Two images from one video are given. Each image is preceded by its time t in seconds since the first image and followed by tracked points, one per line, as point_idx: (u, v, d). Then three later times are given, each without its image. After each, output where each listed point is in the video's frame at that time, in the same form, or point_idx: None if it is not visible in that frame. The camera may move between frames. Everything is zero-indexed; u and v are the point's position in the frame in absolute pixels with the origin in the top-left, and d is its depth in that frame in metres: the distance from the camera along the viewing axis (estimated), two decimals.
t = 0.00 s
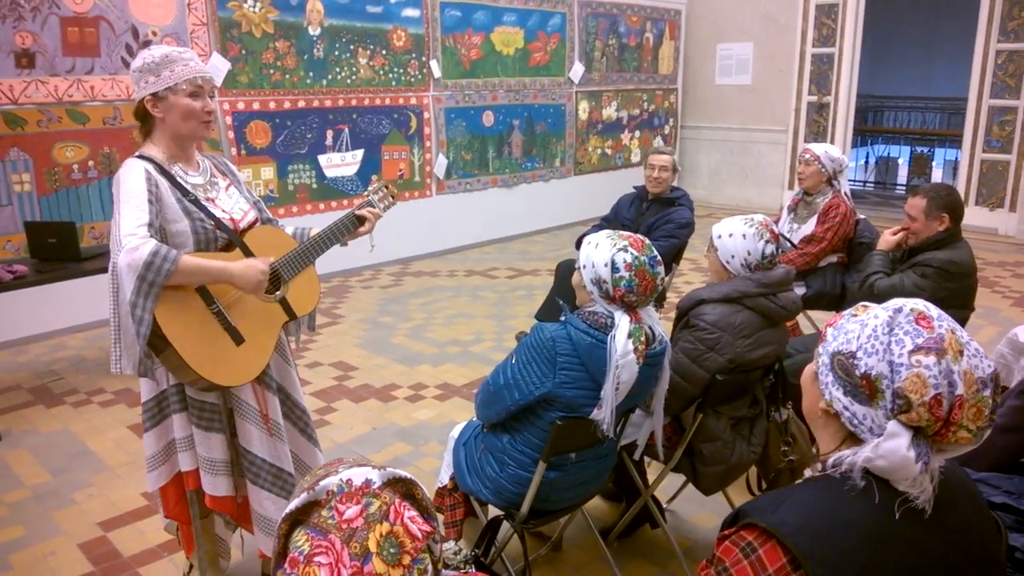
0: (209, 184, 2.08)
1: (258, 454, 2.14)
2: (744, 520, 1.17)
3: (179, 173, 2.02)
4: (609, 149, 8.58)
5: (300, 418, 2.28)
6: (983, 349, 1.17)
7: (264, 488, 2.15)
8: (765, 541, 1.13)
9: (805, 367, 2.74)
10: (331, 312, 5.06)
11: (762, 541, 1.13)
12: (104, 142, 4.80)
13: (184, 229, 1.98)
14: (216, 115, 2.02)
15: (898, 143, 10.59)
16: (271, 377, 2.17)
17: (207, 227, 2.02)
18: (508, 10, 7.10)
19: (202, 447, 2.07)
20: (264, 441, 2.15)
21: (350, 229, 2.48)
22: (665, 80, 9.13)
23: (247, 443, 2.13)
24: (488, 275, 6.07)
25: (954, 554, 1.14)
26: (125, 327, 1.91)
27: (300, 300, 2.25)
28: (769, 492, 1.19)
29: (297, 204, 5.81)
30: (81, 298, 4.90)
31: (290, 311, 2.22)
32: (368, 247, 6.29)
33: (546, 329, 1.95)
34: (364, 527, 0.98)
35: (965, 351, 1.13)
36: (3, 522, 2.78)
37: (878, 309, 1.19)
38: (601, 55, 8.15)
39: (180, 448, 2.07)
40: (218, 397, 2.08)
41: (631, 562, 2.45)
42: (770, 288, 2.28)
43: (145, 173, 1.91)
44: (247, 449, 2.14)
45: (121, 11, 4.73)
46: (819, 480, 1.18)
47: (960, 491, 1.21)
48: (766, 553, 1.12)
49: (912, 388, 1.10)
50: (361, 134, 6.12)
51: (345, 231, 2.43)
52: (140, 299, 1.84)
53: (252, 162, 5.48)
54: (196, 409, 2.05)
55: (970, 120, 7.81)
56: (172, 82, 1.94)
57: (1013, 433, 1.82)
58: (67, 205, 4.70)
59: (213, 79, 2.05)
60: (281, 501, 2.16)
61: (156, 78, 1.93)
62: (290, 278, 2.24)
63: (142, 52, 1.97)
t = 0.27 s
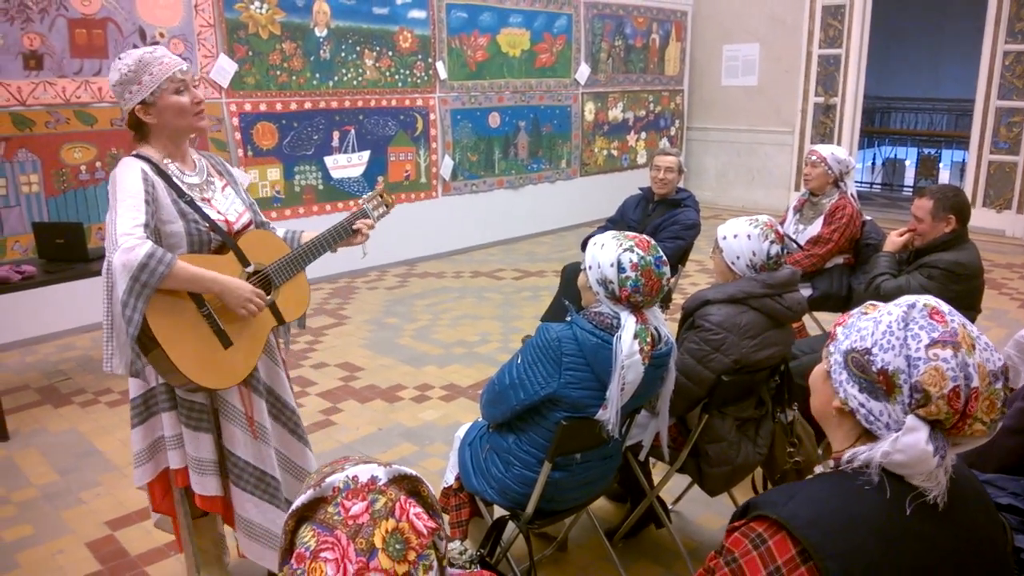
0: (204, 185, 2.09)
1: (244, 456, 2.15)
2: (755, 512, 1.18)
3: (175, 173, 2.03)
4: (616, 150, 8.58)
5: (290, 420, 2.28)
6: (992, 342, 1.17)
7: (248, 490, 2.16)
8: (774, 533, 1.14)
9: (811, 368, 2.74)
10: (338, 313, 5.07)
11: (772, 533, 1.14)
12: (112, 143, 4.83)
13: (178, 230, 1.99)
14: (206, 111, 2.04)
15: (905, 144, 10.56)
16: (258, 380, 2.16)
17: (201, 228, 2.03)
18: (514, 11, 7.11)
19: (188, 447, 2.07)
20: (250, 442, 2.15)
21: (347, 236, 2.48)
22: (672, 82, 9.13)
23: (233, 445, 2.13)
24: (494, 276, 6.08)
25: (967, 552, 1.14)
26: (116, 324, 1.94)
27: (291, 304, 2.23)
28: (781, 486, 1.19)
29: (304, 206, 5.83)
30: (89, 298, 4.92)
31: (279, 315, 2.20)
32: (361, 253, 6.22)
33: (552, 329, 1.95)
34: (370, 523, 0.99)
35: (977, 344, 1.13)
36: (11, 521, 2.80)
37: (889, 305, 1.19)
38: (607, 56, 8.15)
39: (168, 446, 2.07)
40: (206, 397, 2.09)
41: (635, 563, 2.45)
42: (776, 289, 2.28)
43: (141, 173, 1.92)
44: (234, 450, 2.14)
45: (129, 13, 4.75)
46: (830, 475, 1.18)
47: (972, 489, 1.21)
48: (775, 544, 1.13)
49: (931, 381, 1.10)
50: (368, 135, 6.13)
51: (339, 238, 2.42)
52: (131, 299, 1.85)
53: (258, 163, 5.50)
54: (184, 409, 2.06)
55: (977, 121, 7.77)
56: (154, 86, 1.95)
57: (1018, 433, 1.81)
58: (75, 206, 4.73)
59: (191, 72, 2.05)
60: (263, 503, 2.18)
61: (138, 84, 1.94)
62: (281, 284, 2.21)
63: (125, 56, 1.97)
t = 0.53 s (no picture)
0: (205, 184, 2.10)
1: (239, 450, 2.16)
2: (770, 511, 1.18)
3: (177, 171, 2.04)
4: (629, 150, 8.57)
5: (286, 416, 2.28)
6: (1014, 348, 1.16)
7: (241, 483, 2.17)
8: (790, 532, 1.14)
9: (825, 371, 2.72)
10: (351, 310, 5.09)
11: (787, 532, 1.14)
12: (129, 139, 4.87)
13: (181, 230, 2.01)
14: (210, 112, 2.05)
15: (922, 147, 10.48)
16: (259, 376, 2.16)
17: (203, 228, 2.04)
18: (529, 10, 7.11)
19: (181, 442, 2.09)
20: (245, 437, 2.16)
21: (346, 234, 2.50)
22: (686, 82, 9.10)
23: (228, 438, 2.15)
24: (506, 275, 6.08)
25: (983, 555, 1.14)
26: (116, 324, 1.89)
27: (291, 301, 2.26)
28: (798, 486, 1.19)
29: (318, 203, 5.86)
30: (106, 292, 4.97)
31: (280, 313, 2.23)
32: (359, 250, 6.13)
33: (566, 328, 1.95)
34: (387, 518, 1.00)
35: (998, 351, 1.12)
36: (27, 512, 2.83)
37: (909, 310, 1.17)
38: (622, 56, 8.14)
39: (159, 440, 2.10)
40: (202, 393, 2.10)
41: (646, 563, 2.44)
42: (791, 290, 2.27)
43: (144, 173, 1.93)
44: (228, 444, 2.15)
45: (146, 9, 4.79)
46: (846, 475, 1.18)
47: (990, 494, 1.20)
48: (790, 544, 1.13)
49: (950, 389, 1.09)
50: (382, 133, 6.15)
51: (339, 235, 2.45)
52: (135, 300, 1.85)
53: (273, 161, 5.53)
54: (178, 404, 2.07)
55: (995, 124, 7.70)
56: (162, 84, 1.95)
57: None
58: (91, 200, 4.77)
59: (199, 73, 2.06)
60: (259, 496, 2.19)
61: (146, 81, 1.95)
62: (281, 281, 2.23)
63: (130, 53, 1.97)
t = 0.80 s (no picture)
0: (222, 179, 2.12)
1: (258, 440, 2.16)
2: (794, 516, 1.16)
3: (194, 168, 2.06)
4: (653, 150, 8.53)
5: (300, 408, 2.33)
6: None
7: (261, 473, 2.17)
8: (815, 538, 1.12)
9: (851, 373, 2.69)
10: (374, 307, 5.12)
11: (812, 538, 1.12)
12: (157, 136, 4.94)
13: (201, 225, 2.03)
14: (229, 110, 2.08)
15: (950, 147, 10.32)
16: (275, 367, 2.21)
17: (222, 223, 2.06)
18: (553, 9, 7.10)
19: (203, 434, 2.10)
20: (264, 427, 2.17)
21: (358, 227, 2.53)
22: (710, 81, 9.04)
23: (249, 429, 2.16)
24: (528, 273, 6.08)
25: (1009, 559, 1.13)
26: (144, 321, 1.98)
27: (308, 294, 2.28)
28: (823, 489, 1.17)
29: (342, 200, 5.90)
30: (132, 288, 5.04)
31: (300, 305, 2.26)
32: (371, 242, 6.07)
33: (589, 328, 1.94)
34: (414, 515, 1.00)
35: None
36: (54, 504, 2.88)
37: (937, 319, 1.13)
38: (646, 55, 8.10)
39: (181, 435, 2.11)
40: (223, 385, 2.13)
41: (668, 564, 2.43)
42: (816, 292, 2.24)
43: (163, 169, 1.95)
44: (248, 435, 2.17)
45: (175, 7, 4.85)
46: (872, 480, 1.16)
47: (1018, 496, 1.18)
48: (816, 549, 1.11)
49: (981, 404, 1.06)
50: (406, 132, 6.17)
51: (353, 228, 2.46)
52: (161, 295, 1.90)
53: (298, 158, 5.58)
54: (201, 397, 2.09)
55: None
56: (185, 79, 1.98)
57: None
58: (119, 196, 4.84)
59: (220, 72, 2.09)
60: (276, 484, 2.19)
61: (168, 75, 1.97)
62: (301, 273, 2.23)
63: (151, 50, 2.00)
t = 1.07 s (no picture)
0: (238, 175, 2.14)
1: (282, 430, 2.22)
2: (810, 526, 1.16)
3: (211, 164, 2.07)
4: (669, 149, 8.50)
5: (313, 399, 2.38)
6: None
7: (284, 462, 2.23)
8: (831, 549, 1.12)
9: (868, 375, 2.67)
10: (389, 306, 5.14)
11: (827, 549, 1.13)
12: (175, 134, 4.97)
13: (224, 220, 2.04)
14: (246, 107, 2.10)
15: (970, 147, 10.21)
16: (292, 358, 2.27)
17: (244, 217, 2.08)
18: (570, 8, 7.09)
19: (234, 427, 2.13)
20: (286, 417, 2.23)
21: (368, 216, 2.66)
22: (727, 81, 9.00)
23: (273, 420, 2.20)
24: (544, 273, 6.08)
25: None
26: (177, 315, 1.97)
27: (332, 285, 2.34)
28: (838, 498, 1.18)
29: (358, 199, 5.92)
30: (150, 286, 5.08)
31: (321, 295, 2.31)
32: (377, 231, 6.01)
33: (606, 328, 1.94)
34: (434, 515, 1.00)
35: None
36: (72, 501, 2.91)
37: (953, 330, 1.11)
38: (663, 54, 8.07)
39: (212, 430, 2.12)
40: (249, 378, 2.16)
41: (683, 565, 2.42)
42: (835, 292, 2.22)
43: (186, 166, 1.97)
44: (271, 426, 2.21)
45: (193, 6, 4.88)
46: (885, 489, 1.17)
47: None
48: (831, 560, 1.12)
49: (998, 421, 1.04)
50: (422, 131, 6.18)
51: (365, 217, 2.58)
52: (195, 289, 1.92)
53: (315, 157, 5.60)
54: (231, 391, 2.12)
55: None
56: (204, 75, 2.00)
57: None
58: (137, 195, 4.88)
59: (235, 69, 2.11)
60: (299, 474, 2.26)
61: (187, 71, 1.99)
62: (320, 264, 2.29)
63: (169, 47, 2.01)
